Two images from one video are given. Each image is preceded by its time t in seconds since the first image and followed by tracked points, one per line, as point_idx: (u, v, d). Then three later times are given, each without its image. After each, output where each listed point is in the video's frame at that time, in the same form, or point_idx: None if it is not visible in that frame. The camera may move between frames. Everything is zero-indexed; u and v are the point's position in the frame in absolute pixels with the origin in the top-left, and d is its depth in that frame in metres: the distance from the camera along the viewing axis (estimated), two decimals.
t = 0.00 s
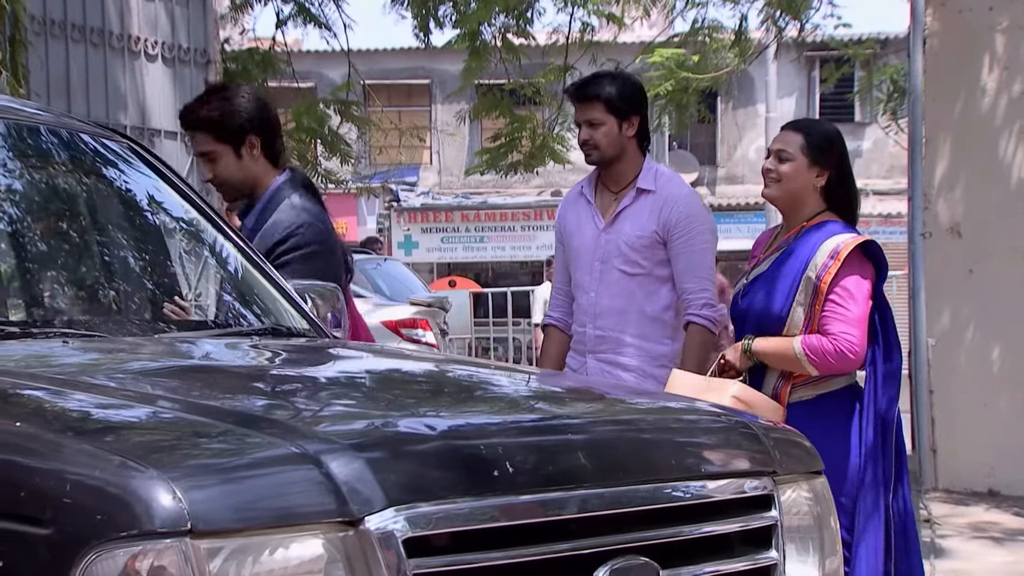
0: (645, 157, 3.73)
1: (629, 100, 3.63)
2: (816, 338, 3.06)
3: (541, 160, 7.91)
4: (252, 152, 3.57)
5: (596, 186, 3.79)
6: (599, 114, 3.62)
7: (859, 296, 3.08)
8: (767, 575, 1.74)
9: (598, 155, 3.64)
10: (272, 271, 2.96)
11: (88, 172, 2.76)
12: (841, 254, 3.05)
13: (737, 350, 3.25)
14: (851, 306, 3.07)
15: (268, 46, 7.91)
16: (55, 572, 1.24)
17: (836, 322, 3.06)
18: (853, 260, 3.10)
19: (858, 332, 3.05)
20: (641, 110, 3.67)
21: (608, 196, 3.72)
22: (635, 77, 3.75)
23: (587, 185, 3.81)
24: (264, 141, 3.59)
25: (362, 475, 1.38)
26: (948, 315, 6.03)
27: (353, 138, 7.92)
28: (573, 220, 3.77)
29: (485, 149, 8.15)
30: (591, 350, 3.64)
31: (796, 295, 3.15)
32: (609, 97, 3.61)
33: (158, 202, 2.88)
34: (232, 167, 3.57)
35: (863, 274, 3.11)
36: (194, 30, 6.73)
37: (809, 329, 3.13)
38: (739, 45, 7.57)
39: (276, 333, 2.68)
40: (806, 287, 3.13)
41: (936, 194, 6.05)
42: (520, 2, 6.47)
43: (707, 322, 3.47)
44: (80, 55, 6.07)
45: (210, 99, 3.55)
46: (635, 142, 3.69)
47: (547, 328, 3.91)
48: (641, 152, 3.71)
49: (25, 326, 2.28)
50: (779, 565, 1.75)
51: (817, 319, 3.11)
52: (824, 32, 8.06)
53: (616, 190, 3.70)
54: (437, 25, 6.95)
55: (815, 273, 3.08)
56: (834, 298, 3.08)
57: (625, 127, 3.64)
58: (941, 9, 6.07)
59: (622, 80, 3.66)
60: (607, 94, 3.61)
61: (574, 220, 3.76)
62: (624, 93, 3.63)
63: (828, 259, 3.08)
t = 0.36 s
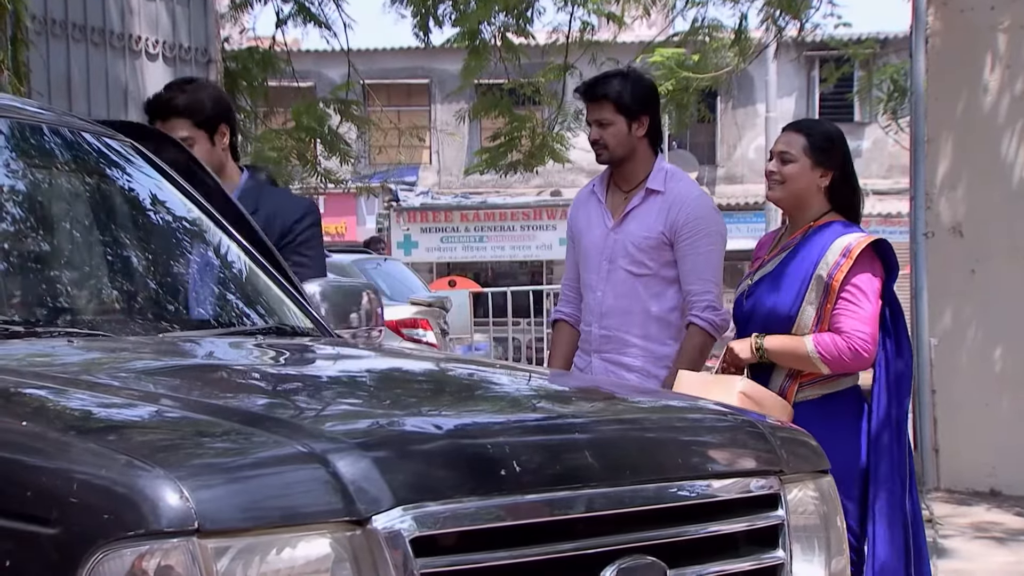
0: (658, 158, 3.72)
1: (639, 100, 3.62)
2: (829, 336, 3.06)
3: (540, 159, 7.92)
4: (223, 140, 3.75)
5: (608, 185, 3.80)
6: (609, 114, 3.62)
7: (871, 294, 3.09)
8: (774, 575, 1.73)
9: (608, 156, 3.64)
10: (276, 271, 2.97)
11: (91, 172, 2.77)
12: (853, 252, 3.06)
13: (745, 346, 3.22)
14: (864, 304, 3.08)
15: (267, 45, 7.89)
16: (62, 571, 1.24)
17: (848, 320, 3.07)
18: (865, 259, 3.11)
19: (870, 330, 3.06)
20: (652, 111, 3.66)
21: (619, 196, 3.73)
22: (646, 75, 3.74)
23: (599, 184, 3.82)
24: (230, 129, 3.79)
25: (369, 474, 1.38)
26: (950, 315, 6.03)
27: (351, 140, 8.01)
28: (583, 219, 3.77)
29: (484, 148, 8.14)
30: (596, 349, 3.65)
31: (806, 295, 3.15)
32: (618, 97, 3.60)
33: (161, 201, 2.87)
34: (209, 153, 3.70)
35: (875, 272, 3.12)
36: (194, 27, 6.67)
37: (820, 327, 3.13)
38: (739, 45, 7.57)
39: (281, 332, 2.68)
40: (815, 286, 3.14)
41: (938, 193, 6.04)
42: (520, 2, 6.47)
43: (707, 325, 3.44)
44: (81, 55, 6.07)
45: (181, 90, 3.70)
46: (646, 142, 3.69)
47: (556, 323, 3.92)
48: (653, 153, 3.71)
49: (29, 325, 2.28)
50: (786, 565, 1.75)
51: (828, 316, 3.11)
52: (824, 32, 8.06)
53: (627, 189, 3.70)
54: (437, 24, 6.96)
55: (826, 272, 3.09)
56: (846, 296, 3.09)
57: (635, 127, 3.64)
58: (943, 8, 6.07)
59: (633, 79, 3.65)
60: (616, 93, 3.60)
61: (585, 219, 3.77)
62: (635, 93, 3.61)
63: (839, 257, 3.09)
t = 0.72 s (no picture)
0: (667, 156, 3.72)
1: (648, 99, 3.61)
2: (843, 335, 3.10)
3: (536, 158, 7.96)
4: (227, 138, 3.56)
5: (617, 183, 3.80)
6: (617, 113, 3.61)
7: (877, 289, 3.16)
8: None
9: (616, 155, 3.65)
10: (276, 270, 2.97)
11: (88, 171, 2.78)
12: (860, 249, 3.11)
13: (754, 350, 3.17)
14: (872, 299, 3.14)
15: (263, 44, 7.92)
16: (70, 570, 1.24)
17: (859, 317, 3.12)
18: (870, 256, 3.15)
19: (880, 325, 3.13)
20: (661, 110, 3.65)
21: (627, 195, 3.72)
22: (654, 73, 3.73)
23: (608, 182, 3.81)
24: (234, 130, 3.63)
25: (377, 474, 1.37)
26: (948, 315, 6.08)
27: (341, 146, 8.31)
28: (592, 216, 3.78)
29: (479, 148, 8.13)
30: (599, 348, 3.67)
31: (812, 292, 3.17)
32: (627, 96, 3.59)
33: (160, 200, 2.87)
34: (214, 150, 3.50)
35: (879, 268, 3.18)
36: (190, 29, 6.71)
37: (826, 325, 3.16)
38: (734, 45, 7.58)
39: (283, 333, 2.68)
40: (820, 283, 3.16)
41: (936, 192, 6.07)
42: None
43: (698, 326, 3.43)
44: (78, 54, 6.04)
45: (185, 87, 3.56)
46: (655, 141, 3.68)
47: (565, 316, 3.92)
48: (664, 153, 3.70)
49: (29, 326, 2.29)
50: (793, 566, 1.75)
51: (835, 313, 3.15)
52: (820, 32, 8.06)
53: (635, 188, 3.69)
54: (432, 22, 6.94)
55: (834, 268, 3.12)
56: (854, 293, 3.14)
57: (644, 126, 3.63)
58: (941, 7, 6.08)
59: (642, 79, 3.63)
60: (624, 93, 3.59)
61: (593, 217, 3.77)
62: (644, 93, 3.61)
63: (846, 254, 3.13)
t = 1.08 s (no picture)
0: (675, 155, 3.73)
1: (657, 98, 3.61)
2: (848, 330, 3.12)
3: (534, 157, 7.87)
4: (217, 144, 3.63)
5: (624, 182, 3.80)
6: (627, 111, 3.61)
7: (876, 284, 3.19)
8: None
9: (624, 153, 3.64)
10: (277, 269, 2.97)
11: (88, 167, 2.77)
12: (859, 244, 3.15)
13: (759, 350, 3.16)
14: (873, 294, 3.17)
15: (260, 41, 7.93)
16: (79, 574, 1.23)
17: (862, 312, 3.14)
18: (867, 253, 3.20)
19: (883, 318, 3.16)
20: (671, 109, 3.66)
21: (633, 194, 3.73)
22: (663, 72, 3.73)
23: (615, 180, 3.82)
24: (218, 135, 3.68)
25: (385, 478, 1.37)
26: (947, 313, 6.16)
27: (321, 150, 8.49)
28: (597, 215, 3.79)
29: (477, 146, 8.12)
30: (604, 347, 3.69)
31: (813, 288, 3.17)
32: (637, 95, 3.59)
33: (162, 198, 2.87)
34: (213, 156, 3.55)
35: (877, 264, 3.22)
36: (188, 26, 6.80)
37: (829, 322, 3.17)
38: (731, 43, 7.58)
39: (287, 333, 2.69)
40: (821, 279, 3.17)
41: (935, 191, 6.15)
42: None
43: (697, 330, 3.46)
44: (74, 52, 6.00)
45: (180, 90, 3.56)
46: (663, 140, 3.68)
47: (573, 314, 3.93)
48: (671, 152, 3.70)
49: (33, 327, 2.29)
50: (801, 569, 1.74)
51: (837, 309, 3.17)
52: (817, 30, 8.06)
53: (642, 187, 3.71)
54: (429, 20, 6.91)
55: (835, 264, 3.14)
56: (855, 288, 3.17)
57: (652, 125, 3.63)
58: (940, 7, 6.16)
59: (651, 78, 3.64)
60: (636, 92, 3.59)
61: (598, 215, 3.79)
62: (654, 92, 3.61)
63: (846, 250, 3.16)
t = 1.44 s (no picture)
0: (670, 152, 3.73)
1: (655, 96, 3.62)
2: (846, 327, 3.12)
3: (529, 155, 7.90)
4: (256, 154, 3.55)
5: (619, 179, 3.81)
6: (625, 109, 3.61)
7: (874, 280, 3.20)
8: None
9: (621, 151, 3.64)
10: (276, 266, 2.97)
11: (86, 163, 2.76)
12: (858, 240, 3.14)
13: (758, 348, 3.16)
14: (870, 290, 3.18)
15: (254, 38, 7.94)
16: None
17: (860, 309, 3.15)
18: (864, 249, 3.19)
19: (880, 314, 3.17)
20: (667, 107, 3.66)
21: (629, 191, 3.73)
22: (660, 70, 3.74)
23: (610, 177, 3.83)
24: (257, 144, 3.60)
25: (388, 478, 1.36)
26: (944, 310, 6.18)
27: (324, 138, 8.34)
28: (593, 213, 3.79)
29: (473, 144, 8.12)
30: (600, 345, 3.71)
31: (812, 285, 3.17)
32: (635, 93, 3.60)
33: (159, 196, 2.86)
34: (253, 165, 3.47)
35: (874, 261, 3.22)
36: (183, 23, 6.72)
37: (826, 318, 3.18)
38: (726, 41, 7.59)
39: (289, 331, 2.69)
40: (818, 276, 3.17)
41: (932, 188, 6.16)
42: None
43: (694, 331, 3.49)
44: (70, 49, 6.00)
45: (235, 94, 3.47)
46: (659, 139, 3.69)
47: (565, 315, 3.93)
48: (667, 149, 3.71)
49: (34, 326, 2.29)
50: (804, 568, 1.74)
51: (835, 306, 3.17)
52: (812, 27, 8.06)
53: (637, 184, 3.70)
54: (423, 18, 6.89)
55: (833, 260, 3.14)
56: (852, 285, 3.17)
57: (650, 124, 3.64)
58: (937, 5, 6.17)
59: (648, 76, 3.64)
60: (633, 90, 3.60)
61: (594, 214, 3.79)
62: (652, 90, 3.62)
63: (844, 246, 3.16)
